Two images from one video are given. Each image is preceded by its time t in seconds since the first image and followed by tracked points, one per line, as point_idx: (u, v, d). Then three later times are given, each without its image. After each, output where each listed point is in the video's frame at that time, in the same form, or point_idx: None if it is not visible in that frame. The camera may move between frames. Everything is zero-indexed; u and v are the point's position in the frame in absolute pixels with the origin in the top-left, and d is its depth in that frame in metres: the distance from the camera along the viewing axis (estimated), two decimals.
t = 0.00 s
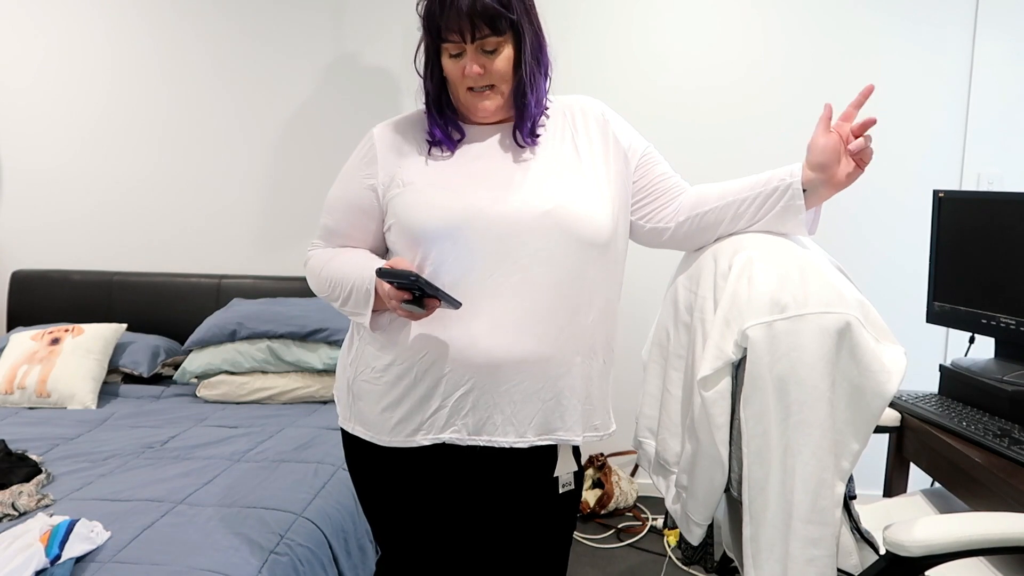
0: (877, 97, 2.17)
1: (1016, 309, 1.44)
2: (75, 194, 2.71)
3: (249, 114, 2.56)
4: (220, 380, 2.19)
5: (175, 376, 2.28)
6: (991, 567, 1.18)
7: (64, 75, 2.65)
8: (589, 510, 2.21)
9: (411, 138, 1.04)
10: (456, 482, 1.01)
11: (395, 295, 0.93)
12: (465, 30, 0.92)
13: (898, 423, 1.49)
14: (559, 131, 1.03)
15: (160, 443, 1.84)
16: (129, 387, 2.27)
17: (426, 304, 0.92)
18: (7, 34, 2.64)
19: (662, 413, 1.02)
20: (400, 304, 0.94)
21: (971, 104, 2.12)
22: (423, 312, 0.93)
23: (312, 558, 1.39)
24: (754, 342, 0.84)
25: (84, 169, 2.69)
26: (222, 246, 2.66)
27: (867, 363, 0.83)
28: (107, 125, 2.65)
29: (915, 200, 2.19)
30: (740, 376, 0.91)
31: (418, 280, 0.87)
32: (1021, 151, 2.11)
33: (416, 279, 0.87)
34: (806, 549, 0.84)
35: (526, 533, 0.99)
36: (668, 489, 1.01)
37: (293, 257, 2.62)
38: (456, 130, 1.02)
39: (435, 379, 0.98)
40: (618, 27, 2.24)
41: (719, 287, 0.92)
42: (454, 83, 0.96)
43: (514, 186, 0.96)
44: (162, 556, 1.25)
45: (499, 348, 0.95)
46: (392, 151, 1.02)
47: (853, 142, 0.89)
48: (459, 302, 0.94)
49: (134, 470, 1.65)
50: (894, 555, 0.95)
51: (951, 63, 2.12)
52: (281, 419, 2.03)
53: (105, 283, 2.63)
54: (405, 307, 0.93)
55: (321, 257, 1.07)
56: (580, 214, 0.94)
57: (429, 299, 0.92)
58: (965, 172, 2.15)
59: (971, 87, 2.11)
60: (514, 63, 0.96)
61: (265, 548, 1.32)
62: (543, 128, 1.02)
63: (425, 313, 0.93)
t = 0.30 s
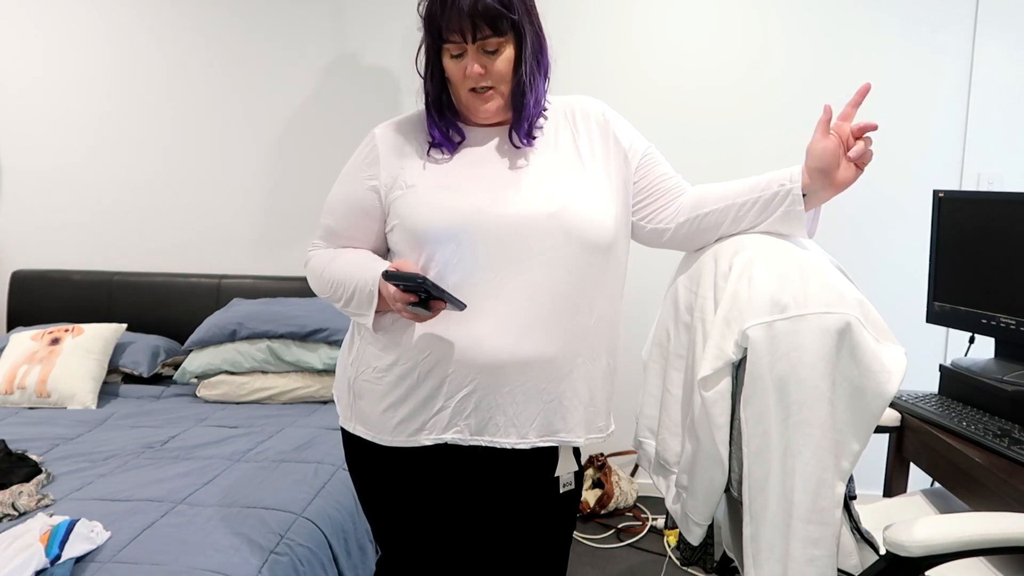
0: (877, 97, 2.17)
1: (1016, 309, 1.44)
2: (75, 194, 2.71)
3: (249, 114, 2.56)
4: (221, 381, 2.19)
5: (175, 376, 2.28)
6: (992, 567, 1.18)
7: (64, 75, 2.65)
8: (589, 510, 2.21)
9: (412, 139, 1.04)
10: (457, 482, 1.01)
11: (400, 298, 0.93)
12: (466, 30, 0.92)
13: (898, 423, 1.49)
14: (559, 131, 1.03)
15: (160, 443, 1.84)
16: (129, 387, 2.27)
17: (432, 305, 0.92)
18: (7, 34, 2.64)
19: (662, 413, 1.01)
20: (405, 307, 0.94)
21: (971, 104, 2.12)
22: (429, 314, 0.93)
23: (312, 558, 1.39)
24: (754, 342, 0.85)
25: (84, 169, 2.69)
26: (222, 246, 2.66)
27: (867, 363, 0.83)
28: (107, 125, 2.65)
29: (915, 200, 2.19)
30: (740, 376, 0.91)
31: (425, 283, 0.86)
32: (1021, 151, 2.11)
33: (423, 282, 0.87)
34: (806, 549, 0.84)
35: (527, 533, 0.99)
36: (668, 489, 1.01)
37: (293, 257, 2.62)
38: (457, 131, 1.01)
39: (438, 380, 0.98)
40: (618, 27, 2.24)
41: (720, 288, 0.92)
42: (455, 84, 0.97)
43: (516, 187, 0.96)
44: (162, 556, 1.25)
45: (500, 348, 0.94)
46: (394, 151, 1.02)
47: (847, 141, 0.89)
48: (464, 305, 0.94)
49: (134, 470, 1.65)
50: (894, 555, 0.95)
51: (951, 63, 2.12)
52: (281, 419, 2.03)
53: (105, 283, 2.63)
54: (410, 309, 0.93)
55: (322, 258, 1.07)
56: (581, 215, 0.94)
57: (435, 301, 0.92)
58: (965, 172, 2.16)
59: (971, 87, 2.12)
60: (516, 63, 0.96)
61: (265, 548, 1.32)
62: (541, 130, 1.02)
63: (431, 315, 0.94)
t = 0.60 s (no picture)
0: (877, 97, 2.17)
1: (1016, 309, 1.44)
2: (75, 194, 2.71)
3: (249, 114, 2.56)
4: (221, 381, 2.19)
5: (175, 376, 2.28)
6: (991, 567, 1.18)
7: (64, 75, 2.65)
8: (589, 510, 2.21)
9: (413, 139, 1.03)
10: (456, 481, 1.01)
11: (399, 299, 0.94)
12: (471, 31, 0.92)
13: (898, 423, 1.49)
14: (560, 131, 1.02)
15: (160, 443, 1.84)
16: (129, 387, 2.27)
17: (430, 307, 0.93)
18: (7, 34, 2.64)
19: (662, 413, 1.01)
20: (404, 307, 0.95)
21: (971, 104, 2.12)
22: (428, 315, 0.94)
23: (312, 558, 1.39)
24: (754, 342, 0.85)
25: (84, 169, 2.69)
26: (222, 246, 2.66)
27: (867, 363, 0.82)
28: (107, 125, 2.65)
29: (915, 200, 2.19)
30: (740, 376, 0.91)
31: (422, 287, 0.87)
32: (1021, 151, 2.11)
33: (421, 285, 0.88)
34: (806, 549, 0.84)
35: (527, 533, 0.99)
36: (668, 489, 1.01)
37: (293, 257, 2.62)
38: (459, 132, 1.01)
39: (437, 379, 0.98)
40: (618, 27, 2.24)
41: (720, 288, 0.92)
42: (459, 84, 0.97)
43: (515, 186, 0.96)
44: (161, 556, 1.25)
45: (500, 348, 0.94)
46: (394, 151, 1.02)
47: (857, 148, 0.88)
48: (464, 304, 0.94)
49: (134, 470, 1.65)
50: (894, 555, 0.95)
51: (951, 64, 2.12)
52: (281, 419, 2.03)
53: (105, 283, 2.63)
54: (409, 310, 0.94)
55: (322, 257, 1.07)
56: (581, 215, 0.94)
57: (434, 303, 0.93)
58: (965, 172, 2.16)
59: (972, 87, 2.11)
60: (520, 65, 0.96)
61: (265, 547, 1.32)
62: (547, 133, 1.01)
63: (429, 316, 0.95)
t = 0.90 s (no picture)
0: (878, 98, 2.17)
1: (1016, 309, 1.44)
2: (75, 194, 2.71)
3: (249, 113, 2.56)
4: (220, 380, 2.19)
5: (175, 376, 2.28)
6: (992, 567, 1.18)
7: (65, 75, 2.64)
8: (588, 510, 2.21)
9: (413, 136, 1.03)
10: (456, 481, 1.01)
11: (395, 294, 0.94)
12: (471, 28, 0.92)
13: (898, 423, 1.49)
14: (560, 130, 1.02)
15: (160, 443, 1.84)
16: (128, 387, 2.27)
17: (426, 302, 0.93)
18: (8, 34, 2.64)
19: (662, 413, 1.01)
20: (400, 303, 0.94)
21: (971, 104, 2.12)
22: (424, 311, 0.93)
23: (312, 558, 1.39)
24: (754, 342, 0.85)
25: (84, 170, 2.69)
26: (222, 246, 2.66)
27: (867, 363, 0.83)
28: (108, 126, 2.65)
29: (915, 200, 2.19)
30: (740, 376, 0.92)
31: (417, 279, 0.87)
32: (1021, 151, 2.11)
33: (416, 279, 0.88)
34: (807, 549, 0.84)
35: (527, 532, 0.99)
36: (668, 489, 1.01)
37: (293, 257, 2.62)
38: (459, 130, 1.01)
39: (436, 378, 0.98)
40: (618, 27, 2.24)
41: (720, 287, 0.92)
42: (459, 82, 0.96)
43: (515, 185, 0.96)
44: (162, 555, 1.25)
45: (499, 348, 0.94)
46: (394, 149, 1.02)
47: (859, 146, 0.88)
48: (460, 300, 0.94)
49: (134, 470, 1.65)
50: (894, 555, 0.95)
51: (951, 64, 2.12)
52: (281, 419, 2.03)
53: (105, 283, 2.63)
54: (405, 305, 0.93)
55: (322, 255, 1.07)
56: (581, 213, 0.94)
57: (429, 298, 0.92)
58: (965, 172, 2.16)
59: (972, 87, 2.12)
60: (520, 64, 0.96)
61: (266, 547, 1.32)
62: (547, 132, 1.01)
63: (425, 312, 0.94)
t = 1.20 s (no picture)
0: (878, 98, 2.17)
1: (1016, 309, 1.44)
2: (75, 194, 2.71)
3: (249, 113, 2.56)
4: (220, 380, 2.19)
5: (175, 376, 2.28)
6: (992, 567, 1.18)
7: (65, 76, 2.64)
8: (588, 510, 2.21)
9: (412, 136, 1.03)
10: (456, 481, 1.01)
11: (394, 295, 0.94)
12: (469, 30, 0.92)
13: (898, 423, 1.49)
14: (561, 130, 1.02)
15: (160, 443, 1.84)
16: (128, 387, 2.27)
17: (425, 302, 0.93)
18: (8, 34, 2.64)
19: (662, 413, 1.01)
20: (399, 303, 0.94)
21: (971, 103, 2.12)
22: (422, 311, 0.93)
23: (312, 558, 1.39)
24: (754, 342, 0.85)
25: (84, 170, 2.69)
26: (221, 246, 2.66)
27: (867, 363, 0.83)
28: (108, 126, 2.65)
29: (915, 200, 2.19)
30: (740, 376, 0.92)
31: (414, 278, 0.87)
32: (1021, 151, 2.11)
33: (414, 278, 0.87)
34: (807, 549, 0.84)
35: (528, 532, 0.99)
36: (669, 489, 1.01)
37: (293, 257, 2.62)
38: (458, 130, 1.01)
39: (435, 378, 0.98)
40: (618, 26, 2.24)
41: (720, 288, 0.92)
42: (458, 83, 0.96)
43: (515, 184, 0.95)
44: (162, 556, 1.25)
45: (499, 348, 0.94)
46: (393, 149, 1.02)
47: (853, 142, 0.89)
48: (458, 301, 0.94)
49: (134, 470, 1.65)
50: (895, 555, 0.95)
51: (950, 64, 2.12)
52: (281, 419, 2.03)
53: (105, 283, 2.63)
54: (404, 308, 0.93)
55: (322, 256, 1.07)
56: (581, 213, 0.94)
57: (427, 298, 0.92)
58: (965, 171, 2.16)
59: (972, 87, 2.12)
60: (519, 64, 0.96)
61: (265, 547, 1.32)
62: (547, 131, 1.01)
63: (424, 312, 0.94)
